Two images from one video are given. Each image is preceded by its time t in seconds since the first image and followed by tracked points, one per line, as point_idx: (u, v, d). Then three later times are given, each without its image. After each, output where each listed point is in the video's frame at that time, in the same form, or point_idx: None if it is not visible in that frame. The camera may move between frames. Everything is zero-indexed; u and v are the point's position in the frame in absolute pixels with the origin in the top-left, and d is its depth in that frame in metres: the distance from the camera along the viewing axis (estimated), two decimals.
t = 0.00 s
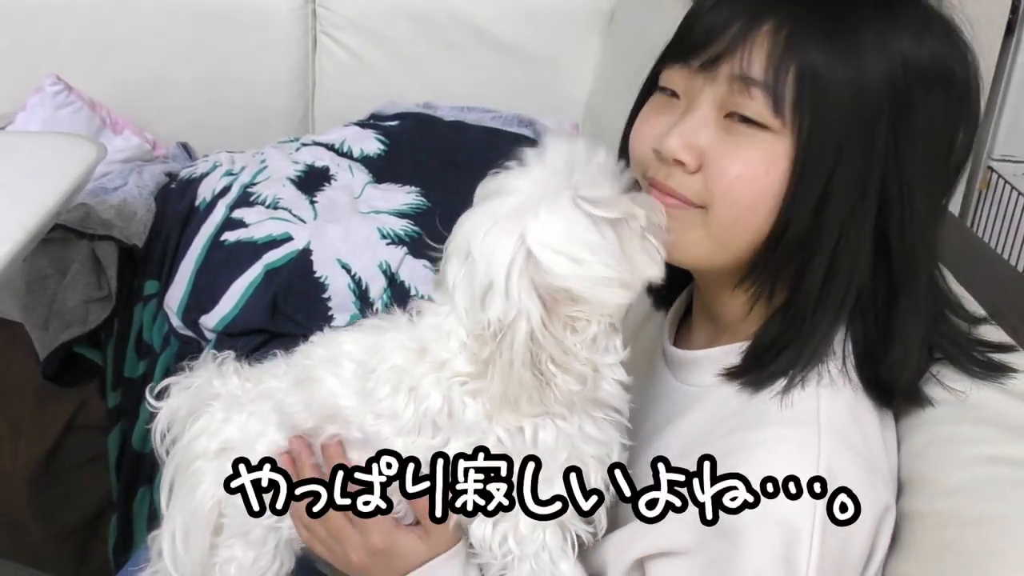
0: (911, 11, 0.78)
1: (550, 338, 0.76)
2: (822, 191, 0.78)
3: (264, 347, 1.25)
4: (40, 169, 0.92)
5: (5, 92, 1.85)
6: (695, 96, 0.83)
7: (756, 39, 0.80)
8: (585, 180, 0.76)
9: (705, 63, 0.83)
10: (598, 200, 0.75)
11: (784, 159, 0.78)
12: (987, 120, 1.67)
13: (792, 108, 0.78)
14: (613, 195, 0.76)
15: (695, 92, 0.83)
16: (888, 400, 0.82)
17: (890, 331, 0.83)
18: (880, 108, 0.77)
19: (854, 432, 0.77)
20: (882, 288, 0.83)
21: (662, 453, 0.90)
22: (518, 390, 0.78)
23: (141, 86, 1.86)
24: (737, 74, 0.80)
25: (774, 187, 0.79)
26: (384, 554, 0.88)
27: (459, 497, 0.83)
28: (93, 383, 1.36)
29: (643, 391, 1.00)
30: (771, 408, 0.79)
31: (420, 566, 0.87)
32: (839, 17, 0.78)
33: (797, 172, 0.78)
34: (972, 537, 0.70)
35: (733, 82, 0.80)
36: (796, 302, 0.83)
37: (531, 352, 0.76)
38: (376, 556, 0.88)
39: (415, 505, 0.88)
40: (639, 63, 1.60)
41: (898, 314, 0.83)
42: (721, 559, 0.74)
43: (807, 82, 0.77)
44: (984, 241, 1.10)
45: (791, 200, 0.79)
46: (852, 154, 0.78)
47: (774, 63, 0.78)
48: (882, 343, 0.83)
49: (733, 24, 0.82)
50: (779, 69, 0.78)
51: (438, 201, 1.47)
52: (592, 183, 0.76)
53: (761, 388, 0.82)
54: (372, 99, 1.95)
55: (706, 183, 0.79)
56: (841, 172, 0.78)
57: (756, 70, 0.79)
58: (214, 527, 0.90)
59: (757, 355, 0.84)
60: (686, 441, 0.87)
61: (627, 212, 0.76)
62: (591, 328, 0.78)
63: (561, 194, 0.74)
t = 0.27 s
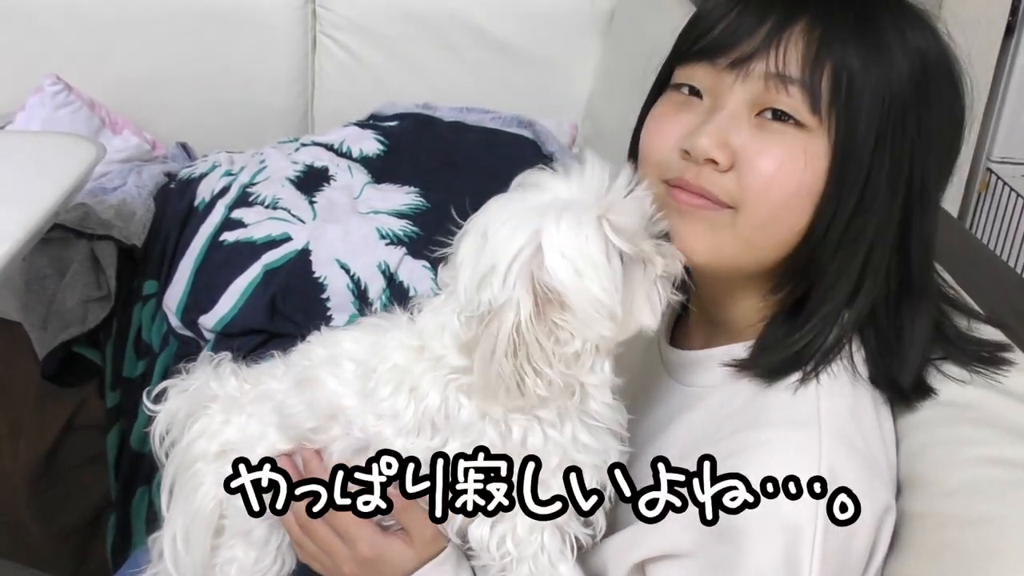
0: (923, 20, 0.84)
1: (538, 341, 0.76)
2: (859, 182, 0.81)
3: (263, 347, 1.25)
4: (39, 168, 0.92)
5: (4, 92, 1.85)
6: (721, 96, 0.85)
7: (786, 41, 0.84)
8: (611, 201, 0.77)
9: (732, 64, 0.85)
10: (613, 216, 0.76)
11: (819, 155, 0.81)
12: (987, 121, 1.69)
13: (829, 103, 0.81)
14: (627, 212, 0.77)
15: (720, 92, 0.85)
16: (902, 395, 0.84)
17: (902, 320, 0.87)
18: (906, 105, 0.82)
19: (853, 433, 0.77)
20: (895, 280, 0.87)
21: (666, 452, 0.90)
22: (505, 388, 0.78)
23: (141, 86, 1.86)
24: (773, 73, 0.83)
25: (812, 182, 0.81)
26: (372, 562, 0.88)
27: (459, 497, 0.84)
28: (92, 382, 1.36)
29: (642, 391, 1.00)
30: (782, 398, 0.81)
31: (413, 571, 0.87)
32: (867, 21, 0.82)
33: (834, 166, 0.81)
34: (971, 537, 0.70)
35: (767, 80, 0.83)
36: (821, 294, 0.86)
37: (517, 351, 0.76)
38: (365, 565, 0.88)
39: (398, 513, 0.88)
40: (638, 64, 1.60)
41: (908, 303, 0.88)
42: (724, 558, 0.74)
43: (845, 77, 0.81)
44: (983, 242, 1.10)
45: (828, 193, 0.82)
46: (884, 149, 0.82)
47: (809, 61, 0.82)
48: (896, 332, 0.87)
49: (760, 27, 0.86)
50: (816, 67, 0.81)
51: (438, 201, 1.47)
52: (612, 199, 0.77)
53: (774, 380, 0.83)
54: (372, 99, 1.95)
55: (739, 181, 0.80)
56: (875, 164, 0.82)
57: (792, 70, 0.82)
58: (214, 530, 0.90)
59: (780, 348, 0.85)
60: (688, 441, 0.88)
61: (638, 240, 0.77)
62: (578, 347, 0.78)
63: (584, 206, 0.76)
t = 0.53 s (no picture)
0: (932, 26, 0.85)
1: (526, 361, 0.79)
2: (871, 187, 0.82)
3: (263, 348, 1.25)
4: (38, 169, 0.92)
5: (4, 93, 1.85)
6: (734, 101, 0.84)
7: (800, 46, 0.83)
8: (599, 221, 0.79)
9: (745, 69, 0.84)
10: (600, 239, 0.78)
11: (832, 162, 0.81)
12: (987, 122, 1.69)
13: (842, 110, 0.81)
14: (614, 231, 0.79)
15: (733, 96, 0.85)
16: (899, 397, 0.85)
17: (903, 321, 0.88)
18: (916, 111, 0.83)
19: (853, 436, 0.77)
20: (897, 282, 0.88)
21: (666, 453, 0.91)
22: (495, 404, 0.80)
23: (141, 87, 1.86)
24: (788, 79, 0.82)
25: (824, 189, 0.81)
26: (373, 564, 0.87)
27: (459, 498, 0.84)
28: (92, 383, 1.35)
29: (639, 395, 1.00)
30: (785, 402, 0.81)
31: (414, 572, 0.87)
32: (881, 25, 0.83)
33: (846, 172, 0.82)
34: (971, 538, 0.70)
35: (783, 86, 0.82)
36: (828, 297, 0.86)
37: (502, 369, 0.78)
38: (365, 566, 0.87)
39: (398, 514, 0.89)
40: (638, 64, 1.60)
41: (909, 306, 0.88)
42: (727, 562, 0.74)
43: (859, 83, 0.81)
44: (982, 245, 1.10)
45: (840, 200, 0.82)
46: (895, 154, 0.83)
47: (824, 68, 0.82)
48: (896, 334, 0.88)
49: (775, 32, 0.85)
50: (831, 74, 0.81)
51: (438, 202, 1.47)
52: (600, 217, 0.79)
53: (779, 382, 0.83)
54: (371, 99, 1.95)
55: (751, 189, 0.80)
56: (887, 170, 0.82)
57: (807, 77, 0.82)
58: (203, 531, 0.90)
59: (787, 351, 0.85)
60: (689, 442, 0.88)
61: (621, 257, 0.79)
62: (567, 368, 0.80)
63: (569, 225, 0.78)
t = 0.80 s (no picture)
0: (925, 23, 0.84)
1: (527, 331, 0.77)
2: (863, 185, 0.82)
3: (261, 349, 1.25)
4: (35, 170, 0.92)
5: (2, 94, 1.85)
6: (725, 100, 0.84)
7: (790, 45, 0.84)
8: (596, 189, 0.79)
9: (735, 69, 0.85)
10: (597, 206, 0.78)
11: (822, 160, 0.81)
12: (984, 122, 1.69)
13: (833, 108, 0.81)
14: (620, 197, 0.79)
15: (723, 95, 0.85)
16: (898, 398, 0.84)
17: (902, 322, 0.87)
18: (909, 108, 0.82)
19: (852, 437, 0.77)
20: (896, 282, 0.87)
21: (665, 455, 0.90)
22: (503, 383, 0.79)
23: (139, 88, 1.86)
24: (777, 78, 0.82)
25: (816, 187, 0.81)
26: (371, 558, 0.89)
27: (459, 497, 0.83)
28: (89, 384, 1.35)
29: (637, 397, 0.99)
30: (783, 403, 0.81)
31: (410, 569, 0.88)
32: (870, 23, 0.83)
33: (838, 171, 0.81)
34: (970, 538, 0.70)
35: (772, 85, 0.82)
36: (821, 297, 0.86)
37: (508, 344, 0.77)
38: (362, 561, 0.89)
39: (397, 513, 0.90)
40: (636, 65, 1.60)
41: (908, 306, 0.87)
42: (724, 561, 0.75)
43: (848, 81, 0.81)
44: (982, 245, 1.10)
45: (832, 198, 0.82)
46: (887, 152, 0.82)
47: (814, 67, 0.82)
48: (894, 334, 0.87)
49: (767, 33, 0.86)
50: (821, 72, 0.81)
51: (436, 203, 1.47)
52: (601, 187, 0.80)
53: (775, 386, 0.83)
54: (369, 100, 1.95)
55: (740, 188, 0.80)
56: (879, 167, 0.82)
57: (796, 76, 0.82)
58: (207, 527, 0.90)
59: (779, 352, 0.85)
60: (689, 443, 0.88)
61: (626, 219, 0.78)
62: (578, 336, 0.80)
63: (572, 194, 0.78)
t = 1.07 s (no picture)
0: (925, 21, 0.84)
1: (513, 288, 0.81)
2: (866, 186, 0.82)
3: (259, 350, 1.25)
4: (33, 171, 0.92)
5: None
6: (729, 101, 0.85)
7: (793, 45, 0.83)
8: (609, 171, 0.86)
9: (738, 69, 0.85)
10: (605, 182, 0.85)
11: (826, 160, 0.81)
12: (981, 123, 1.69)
13: (837, 110, 0.81)
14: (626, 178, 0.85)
15: (728, 96, 0.85)
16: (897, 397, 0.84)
17: (903, 318, 0.87)
18: (910, 107, 0.82)
19: (853, 437, 0.77)
20: (899, 281, 0.87)
21: (667, 455, 0.90)
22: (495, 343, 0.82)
23: (137, 89, 1.86)
24: (780, 78, 0.82)
25: (819, 187, 0.81)
26: (366, 559, 0.86)
27: (459, 498, 0.85)
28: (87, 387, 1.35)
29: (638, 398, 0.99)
30: (783, 401, 0.81)
31: (404, 570, 0.85)
32: (871, 21, 0.83)
33: (842, 172, 0.82)
34: (970, 537, 0.70)
35: (775, 85, 0.82)
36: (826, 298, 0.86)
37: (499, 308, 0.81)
38: (357, 563, 0.86)
39: (397, 511, 0.87)
40: (634, 66, 1.60)
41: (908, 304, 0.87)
42: (722, 558, 0.74)
43: (850, 82, 0.81)
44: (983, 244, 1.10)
45: (835, 199, 0.82)
46: (889, 151, 0.82)
47: (817, 68, 0.82)
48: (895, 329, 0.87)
49: (771, 34, 0.85)
50: (824, 74, 0.81)
51: (433, 204, 1.47)
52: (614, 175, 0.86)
53: (775, 384, 0.83)
54: (368, 102, 1.95)
55: (745, 189, 0.81)
56: (880, 168, 0.82)
57: (799, 76, 0.82)
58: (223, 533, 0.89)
59: (782, 351, 0.85)
60: (689, 442, 0.88)
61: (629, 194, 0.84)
62: (570, 304, 0.83)
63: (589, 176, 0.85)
